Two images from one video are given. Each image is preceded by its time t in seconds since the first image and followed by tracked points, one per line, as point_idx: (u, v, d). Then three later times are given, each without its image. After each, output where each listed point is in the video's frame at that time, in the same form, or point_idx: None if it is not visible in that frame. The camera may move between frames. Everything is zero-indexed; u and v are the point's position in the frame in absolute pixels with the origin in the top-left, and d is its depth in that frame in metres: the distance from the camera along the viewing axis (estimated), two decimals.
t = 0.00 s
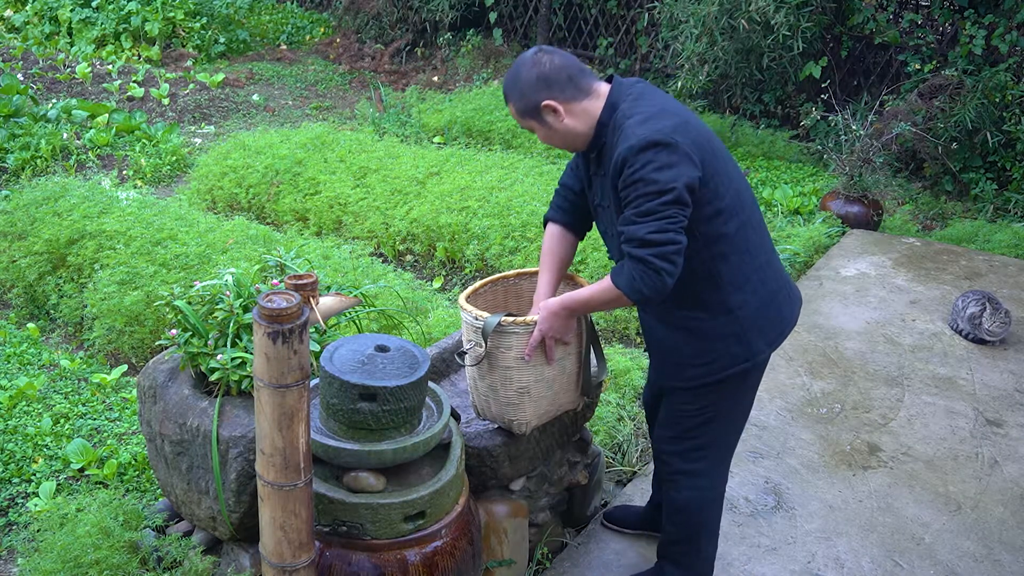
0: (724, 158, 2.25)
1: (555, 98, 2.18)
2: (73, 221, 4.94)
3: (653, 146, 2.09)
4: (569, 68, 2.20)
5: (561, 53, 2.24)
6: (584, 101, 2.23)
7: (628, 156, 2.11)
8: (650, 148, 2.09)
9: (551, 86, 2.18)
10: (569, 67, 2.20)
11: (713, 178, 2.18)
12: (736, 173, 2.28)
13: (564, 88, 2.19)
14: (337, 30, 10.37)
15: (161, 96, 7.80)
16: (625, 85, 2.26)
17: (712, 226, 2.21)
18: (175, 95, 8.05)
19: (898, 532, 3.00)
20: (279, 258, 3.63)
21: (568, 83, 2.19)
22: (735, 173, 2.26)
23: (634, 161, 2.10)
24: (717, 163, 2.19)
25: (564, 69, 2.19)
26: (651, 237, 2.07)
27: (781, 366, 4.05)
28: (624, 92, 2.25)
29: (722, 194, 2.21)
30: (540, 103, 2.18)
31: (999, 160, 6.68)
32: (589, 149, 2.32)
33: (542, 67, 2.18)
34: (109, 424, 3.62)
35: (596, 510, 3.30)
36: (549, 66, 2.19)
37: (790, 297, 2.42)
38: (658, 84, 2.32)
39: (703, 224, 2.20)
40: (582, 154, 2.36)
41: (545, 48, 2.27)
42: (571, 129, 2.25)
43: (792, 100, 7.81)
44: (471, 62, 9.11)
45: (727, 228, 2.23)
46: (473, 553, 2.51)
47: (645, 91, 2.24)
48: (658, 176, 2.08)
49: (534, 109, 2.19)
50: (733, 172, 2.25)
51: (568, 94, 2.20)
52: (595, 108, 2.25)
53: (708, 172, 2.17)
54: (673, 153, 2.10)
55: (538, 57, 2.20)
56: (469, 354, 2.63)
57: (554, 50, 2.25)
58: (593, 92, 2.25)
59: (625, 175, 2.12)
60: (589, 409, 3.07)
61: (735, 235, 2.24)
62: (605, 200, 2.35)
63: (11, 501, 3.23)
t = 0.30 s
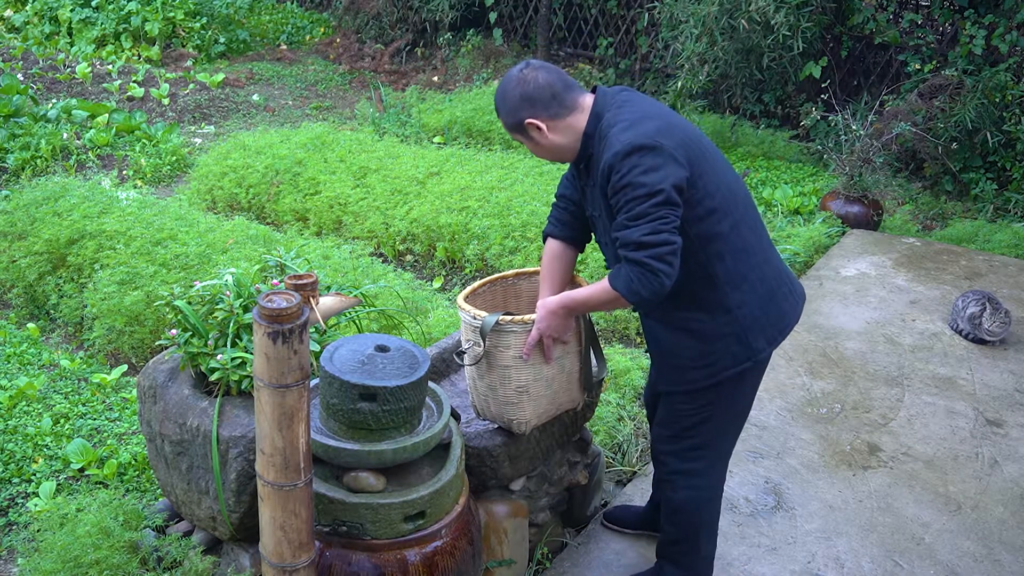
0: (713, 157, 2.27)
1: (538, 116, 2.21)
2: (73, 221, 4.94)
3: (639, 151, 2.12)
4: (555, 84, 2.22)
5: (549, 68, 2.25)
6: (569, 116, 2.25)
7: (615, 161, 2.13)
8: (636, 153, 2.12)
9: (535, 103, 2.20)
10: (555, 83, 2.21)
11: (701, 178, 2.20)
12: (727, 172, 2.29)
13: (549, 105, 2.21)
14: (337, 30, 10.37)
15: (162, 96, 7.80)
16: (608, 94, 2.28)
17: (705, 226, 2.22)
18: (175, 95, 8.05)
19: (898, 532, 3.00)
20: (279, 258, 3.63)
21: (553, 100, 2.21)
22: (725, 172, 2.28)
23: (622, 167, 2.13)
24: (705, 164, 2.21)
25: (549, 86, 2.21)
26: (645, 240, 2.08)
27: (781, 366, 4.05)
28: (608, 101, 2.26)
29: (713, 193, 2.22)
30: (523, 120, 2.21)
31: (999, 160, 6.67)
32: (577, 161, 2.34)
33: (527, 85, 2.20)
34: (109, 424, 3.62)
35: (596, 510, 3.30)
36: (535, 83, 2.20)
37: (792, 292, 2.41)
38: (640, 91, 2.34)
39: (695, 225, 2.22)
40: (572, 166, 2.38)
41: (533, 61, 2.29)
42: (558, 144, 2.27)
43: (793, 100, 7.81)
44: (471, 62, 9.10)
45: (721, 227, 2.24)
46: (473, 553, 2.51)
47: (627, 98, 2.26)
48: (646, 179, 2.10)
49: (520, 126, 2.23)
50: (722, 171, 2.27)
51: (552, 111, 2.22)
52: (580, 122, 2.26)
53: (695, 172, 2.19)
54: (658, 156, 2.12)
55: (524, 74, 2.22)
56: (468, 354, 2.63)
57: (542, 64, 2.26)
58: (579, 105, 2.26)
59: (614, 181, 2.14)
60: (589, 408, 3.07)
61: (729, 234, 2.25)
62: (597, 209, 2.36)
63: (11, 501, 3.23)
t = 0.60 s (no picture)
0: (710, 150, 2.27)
1: (540, 104, 2.24)
2: (73, 221, 4.94)
3: (634, 140, 2.13)
4: (557, 72, 2.25)
5: (551, 58, 2.28)
6: (569, 106, 2.26)
7: (610, 150, 2.14)
8: (631, 142, 2.13)
9: (537, 91, 2.23)
10: (556, 71, 2.24)
11: (697, 168, 2.21)
12: (724, 166, 2.30)
13: (550, 94, 2.23)
14: (337, 30, 10.37)
15: (162, 96, 7.80)
16: (606, 86, 2.29)
17: (699, 219, 2.23)
18: (175, 95, 8.04)
19: (898, 532, 3.01)
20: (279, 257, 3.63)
21: (555, 87, 2.24)
22: (721, 165, 2.28)
23: (618, 155, 2.13)
24: (700, 154, 2.22)
25: (551, 74, 2.24)
26: (643, 226, 2.07)
27: (781, 366, 4.05)
28: (605, 93, 2.27)
29: (706, 186, 2.23)
30: (525, 108, 2.24)
31: (999, 160, 6.67)
32: (578, 152, 2.36)
33: (528, 73, 2.23)
34: (109, 424, 3.62)
35: (596, 511, 3.31)
36: (537, 71, 2.23)
37: (786, 290, 2.41)
38: (637, 84, 2.35)
39: (690, 216, 2.22)
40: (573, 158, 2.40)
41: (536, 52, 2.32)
42: (559, 132, 2.30)
43: (793, 100, 7.81)
44: (471, 62, 9.10)
45: (715, 219, 2.24)
46: (473, 553, 2.51)
47: (625, 90, 2.27)
48: (642, 167, 2.10)
49: (521, 114, 2.26)
50: (719, 164, 2.27)
51: (554, 99, 2.24)
52: (580, 111, 2.27)
53: (690, 162, 2.19)
54: (654, 144, 2.12)
55: (526, 63, 2.25)
56: (467, 354, 2.63)
57: (544, 54, 2.29)
58: (579, 95, 2.28)
59: (610, 170, 2.14)
60: (589, 408, 3.07)
61: (724, 227, 2.26)
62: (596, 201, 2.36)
63: (11, 501, 3.23)
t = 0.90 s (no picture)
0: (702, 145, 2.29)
1: (537, 103, 2.24)
2: (73, 221, 4.93)
3: (626, 134, 2.14)
4: (553, 72, 2.26)
5: (546, 59, 2.29)
6: (565, 105, 2.27)
7: (603, 146, 2.15)
8: (623, 136, 2.14)
9: (534, 91, 2.23)
10: (552, 71, 2.25)
11: (690, 162, 2.22)
12: (717, 160, 2.31)
13: (547, 93, 2.24)
14: (337, 30, 10.37)
15: (162, 96, 7.80)
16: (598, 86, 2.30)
17: (693, 213, 2.24)
18: (175, 95, 8.05)
19: (898, 532, 3.01)
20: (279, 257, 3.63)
21: (551, 87, 2.24)
22: (713, 159, 2.29)
23: (612, 150, 2.14)
24: (693, 148, 2.23)
25: (548, 73, 2.24)
26: (639, 215, 2.08)
27: (781, 366, 4.05)
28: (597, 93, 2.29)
29: (700, 179, 2.24)
30: (522, 108, 2.24)
31: (999, 160, 6.67)
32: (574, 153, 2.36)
33: (525, 74, 2.23)
34: (109, 424, 3.62)
35: (596, 510, 3.31)
36: (534, 72, 2.24)
37: (785, 283, 2.41)
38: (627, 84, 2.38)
39: (684, 209, 2.23)
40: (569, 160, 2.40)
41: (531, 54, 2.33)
42: (556, 132, 2.29)
43: (793, 100, 7.81)
44: (472, 62, 9.09)
45: (709, 212, 2.25)
46: (473, 553, 2.52)
47: (616, 88, 2.29)
48: (635, 159, 2.12)
49: (518, 114, 2.25)
50: (712, 158, 2.29)
51: (551, 99, 2.24)
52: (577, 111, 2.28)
53: (683, 155, 2.21)
54: (646, 138, 2.14)
55: (522, 64, 2.25)
56: (467, 354, 2.63)
57: (540, 56, 2.30)
58: (574, 94, 2.28)
59: (603, 165, 2.16)
60: (589, 408, 3.07)
61: (718, 221, 2.26)
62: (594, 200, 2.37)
63: (11, 501, 3.23)
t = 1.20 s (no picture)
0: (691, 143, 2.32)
1: (531, 126, 2.25)
2: (73, 221, 4.94)
3: (617, 137, 2.18)
4: (543, 96, 2.27)
5: (535, 84, 2.31)
6: (558, 126, 2.28)
7: (596, 150, 2.19)
8: (615, 139, 2.18)
9: (527, 115, 2.24)
10: (543, 95, 2.27)
11: (682, 160, 2.25)
12: (708, 158, 2.34)
13: (540, 116, 2.25)
14: (337, 30, 10.38)
15: (162, 96, 7.80)
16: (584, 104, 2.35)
17: (692, 208, 2.25)
18: (175, 95, 8.05)
19: (898, 532, 3.01)
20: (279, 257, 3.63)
21: (544, 111, 2.26)
22: (705, 156, 2.33)
23: (605, 153, 2.18)
24: (683, 147, 2.27)
25: (539, 98, 2.26)
26: (639, 212, 2.09)
27: (781, 366, 4.05)
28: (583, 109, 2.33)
29: (693, 176, 2.26)
30: (517, 132, 2.25)
31: (999, 160, 6.67)
32: (566, 173, 2.37)
33: (516, 99, 2.25)
34: (109, 424, 3.62)
35: (596, 511, 3.31)
36: (526, 97, 2.26)
37: (791, 271, 2.41)
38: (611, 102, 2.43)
39: (683, 205, 2.25)
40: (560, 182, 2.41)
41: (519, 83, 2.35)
42: (550, 155, 2.30)
43: (793, 100, 7.82)
44: (472, 62, 9.09)
45: (708, 207, 2.27)
46: (473, 553, 2.52)
47: (600, 102, 2.34)
48: (628, 159, 2.15)
49: (513, 139, 2.26)
50: (703, 155, 2.31)
51: (544, 121, 2.26)
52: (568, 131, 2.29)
53: (674, 155, 2.25)
54: (636, 139, 2.18)
55: (513, 90, 2.27)
56: (466, 354, 2.63)
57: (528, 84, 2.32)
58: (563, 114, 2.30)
59: (598, 169, 2.18)
60: (589, 408, 3.07)
61: (718, 214, 2.28)
62: (591, 215, 2.38)
63: (11, 501, 3.23)
